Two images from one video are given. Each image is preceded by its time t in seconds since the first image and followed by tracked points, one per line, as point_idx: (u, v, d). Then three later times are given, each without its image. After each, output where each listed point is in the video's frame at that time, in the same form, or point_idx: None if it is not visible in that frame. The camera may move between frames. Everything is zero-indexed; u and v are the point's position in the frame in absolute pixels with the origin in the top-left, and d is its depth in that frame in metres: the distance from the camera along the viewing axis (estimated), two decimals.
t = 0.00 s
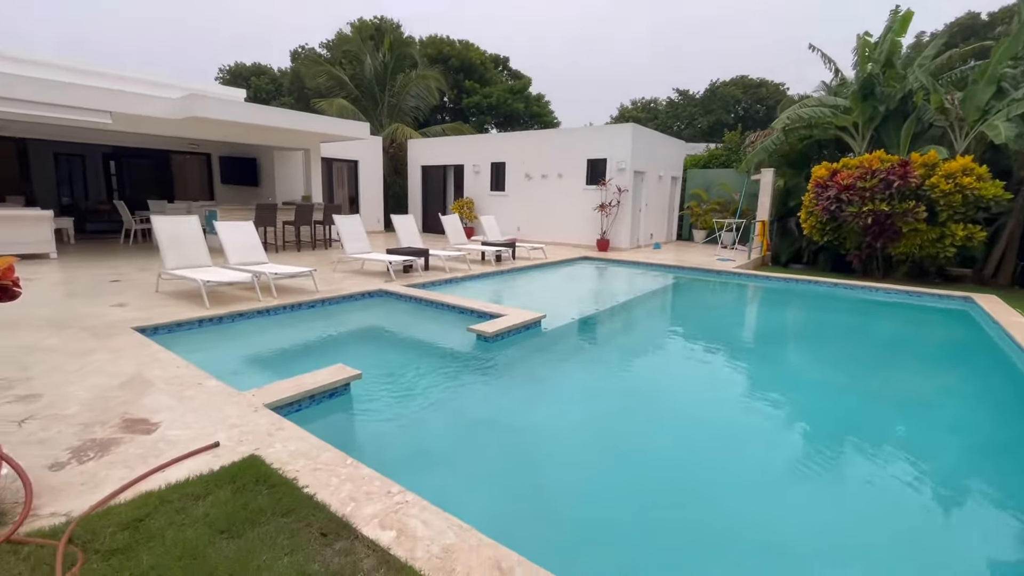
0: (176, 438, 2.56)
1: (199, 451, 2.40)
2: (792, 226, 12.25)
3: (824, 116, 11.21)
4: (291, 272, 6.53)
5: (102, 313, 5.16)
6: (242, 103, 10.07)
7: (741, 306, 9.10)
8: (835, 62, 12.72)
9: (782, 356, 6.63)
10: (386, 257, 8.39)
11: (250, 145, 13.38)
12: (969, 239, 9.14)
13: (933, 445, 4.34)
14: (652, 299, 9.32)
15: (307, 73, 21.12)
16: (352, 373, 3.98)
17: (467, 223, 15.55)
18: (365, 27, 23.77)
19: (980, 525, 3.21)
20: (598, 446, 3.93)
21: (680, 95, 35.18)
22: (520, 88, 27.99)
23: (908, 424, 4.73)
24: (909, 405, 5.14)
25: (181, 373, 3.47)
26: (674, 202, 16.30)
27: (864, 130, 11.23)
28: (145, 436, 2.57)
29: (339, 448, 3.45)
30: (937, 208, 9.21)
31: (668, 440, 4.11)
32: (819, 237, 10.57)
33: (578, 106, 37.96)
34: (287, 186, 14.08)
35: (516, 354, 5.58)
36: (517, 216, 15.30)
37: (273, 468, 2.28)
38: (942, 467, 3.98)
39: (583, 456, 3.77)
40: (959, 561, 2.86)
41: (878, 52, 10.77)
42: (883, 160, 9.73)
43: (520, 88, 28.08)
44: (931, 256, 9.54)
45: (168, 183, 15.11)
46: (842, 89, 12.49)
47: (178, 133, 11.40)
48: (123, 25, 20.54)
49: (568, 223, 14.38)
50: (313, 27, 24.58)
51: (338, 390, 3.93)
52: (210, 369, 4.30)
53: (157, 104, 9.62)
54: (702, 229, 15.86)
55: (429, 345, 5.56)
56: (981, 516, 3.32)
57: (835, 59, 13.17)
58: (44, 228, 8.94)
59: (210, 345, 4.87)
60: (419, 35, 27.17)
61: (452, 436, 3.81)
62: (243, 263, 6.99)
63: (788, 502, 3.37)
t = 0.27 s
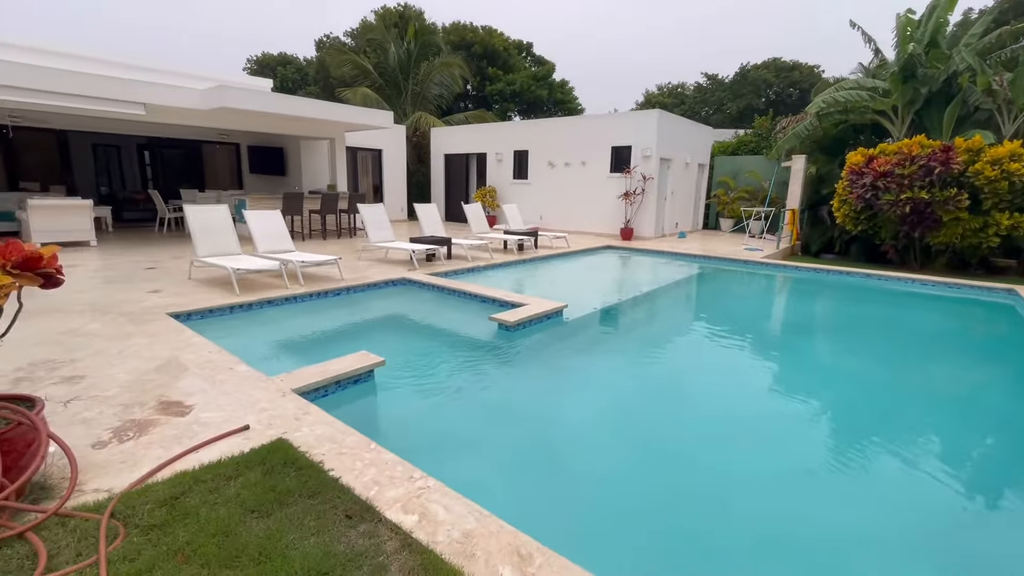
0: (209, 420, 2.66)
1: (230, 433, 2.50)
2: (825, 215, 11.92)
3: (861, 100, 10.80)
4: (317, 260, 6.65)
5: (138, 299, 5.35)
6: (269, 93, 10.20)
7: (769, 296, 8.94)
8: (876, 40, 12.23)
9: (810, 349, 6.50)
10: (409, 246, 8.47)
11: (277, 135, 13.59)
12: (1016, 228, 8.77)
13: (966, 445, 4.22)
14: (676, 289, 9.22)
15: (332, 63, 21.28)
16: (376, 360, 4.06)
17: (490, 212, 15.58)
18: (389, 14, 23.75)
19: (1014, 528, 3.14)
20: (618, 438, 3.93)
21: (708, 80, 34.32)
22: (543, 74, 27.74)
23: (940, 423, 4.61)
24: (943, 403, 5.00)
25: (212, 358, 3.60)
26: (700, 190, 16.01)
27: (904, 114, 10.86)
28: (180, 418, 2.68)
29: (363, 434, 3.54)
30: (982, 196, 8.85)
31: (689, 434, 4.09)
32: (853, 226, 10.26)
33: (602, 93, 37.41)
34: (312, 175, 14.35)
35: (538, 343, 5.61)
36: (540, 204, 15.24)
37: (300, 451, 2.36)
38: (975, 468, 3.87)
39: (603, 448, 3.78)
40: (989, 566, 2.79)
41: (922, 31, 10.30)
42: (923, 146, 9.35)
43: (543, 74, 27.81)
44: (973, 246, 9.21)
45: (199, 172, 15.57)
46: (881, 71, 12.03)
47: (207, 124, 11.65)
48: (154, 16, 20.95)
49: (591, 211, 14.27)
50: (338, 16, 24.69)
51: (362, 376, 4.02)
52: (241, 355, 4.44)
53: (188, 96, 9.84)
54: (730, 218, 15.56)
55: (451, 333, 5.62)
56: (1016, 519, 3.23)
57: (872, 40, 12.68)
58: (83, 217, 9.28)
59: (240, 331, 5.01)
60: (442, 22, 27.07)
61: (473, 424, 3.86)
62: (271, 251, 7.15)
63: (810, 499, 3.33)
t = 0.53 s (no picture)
0: (221, 414, 2.71)
1: (241, 429, 2.53)
2: (848, 209, 11.64)
3: (887, 90, 10.50)
4: (331, 254, 6.71)
5: (157, 293, 5.46)
6: (286, 88, 10.28)
7: (788, 293, 8.78)
8: (906, 28, 11.77)
9: (829, 348, 6.38)
10: (423, 240, 8.49)
11: (294, 129, 13.69)
12: None
13: (988, 449, 4.11)
14: (692, 285, 9.12)
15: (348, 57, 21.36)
16: (387, 355, 4.09)
17: (505, 206, 15.55)
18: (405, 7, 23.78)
19: None
20: (629, 437, 3.91)
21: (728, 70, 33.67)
22: (560, 66, 27.50)
23: (963, 426, 4.49)
24: (966, 406, 4.87)
25: (227, 351, 3.65)
26: (719, 183, 15.78)
27: (933, 104, 10.53)
28: (194, 412, 2.73)
29: (373, 429, 3.58)
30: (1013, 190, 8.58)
31: (701, 433, 4.06)
32: (877, 221, 10.03)
33: (619, 84, 36.97)
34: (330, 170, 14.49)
35: (549, 340, 5.59)
36: (555, 198, 15.16)
37: (309, 447, 2.39)
38: (997, 473, 3.76)
39: (612, 446, 3.76)
40: (1006, 575, 2.71)
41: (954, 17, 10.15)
42: (952, 138, 9.13)
43: (559, 66, 27.56)
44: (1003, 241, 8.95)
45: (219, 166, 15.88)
46: (911, 60, 11.64)
47: (225, 119, 11.78)
48: (175, 11, 21.22)
49: (606, 205, 14.15)
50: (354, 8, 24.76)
51: (372, 372, 4.05)
52: (256, 349, 4.52)
53: (207, 91, 9.97)
54: (749, 212, 15.29)
55: (463, 329, 5.64)
56: None
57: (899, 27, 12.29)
58: (106, 211, 9.47)
59: (255, 324, 5.09)
60: (458, 14, 27.00)
61: (483, 420, 3.88)
62: (287, 245, 7.24)
63: (822, 500, 3.28)
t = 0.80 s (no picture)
0: (221, 418, 2.73)
1: (239, 434, 2.55)
2: (860, 209, 11.48)
3: (901, 88, 10.33)
4: (336, 255, 6.74)
5: (165, 294, 5.52)
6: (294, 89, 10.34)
7: (797, 295, 8.69)
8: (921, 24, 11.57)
9: (837, 351, 6.31)
10: (429, 241, 8.51)
11: (303, 129, 13.77)
12: None
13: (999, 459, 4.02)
14: (699, 286, 9.05)
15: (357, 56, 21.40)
16: (388, 359, 4.10)
17: (512, 205, 15.54)
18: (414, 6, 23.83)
19: None
20: (630, 444, 3.88)
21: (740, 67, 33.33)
22: (569, 65, 27.44)
23: (973, 434, 4.40)
24: (978, 413, 4.78)
25: (230, 354, 3.69)
26: (728, 182, 15.65)
27: (948, 102, 10.36)
28: (195, 416, 2.76)
29: (374, 433, 3.61)
30: None
31: (703, 440, 4.02)
32: (889, 222, 9.89)
33: (629, 82, 36.75)
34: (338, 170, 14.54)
35: (552, 342, 5.58)
36: (563, 198, 15.11)
37: (305, 453, 2.41)
38: (1008, 485, 3.68)
39: (613, 453, 3.73)
40: None
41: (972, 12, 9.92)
42: (967, 137, 8.97)
43: (568, 65, 27.49)
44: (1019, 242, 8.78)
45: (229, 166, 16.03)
46: (927, 56, 11.48)
47: (235, 120, 11.87)
48: (188, 12, 21.44)
49: (614, 205, 14.09)
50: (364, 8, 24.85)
51: (373, 376, 4.06)
52: (259, 351, 4.55)
53: (217, 92, 10.06)
54: (759, 212, 15.15)
55: (467, 331, 5.65)
56: None
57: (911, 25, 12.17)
58: (118, 212, 9.60)
59: (260, 326, 5.14)
60: (467, 13, 27.00)
61: (484, 425, 3.88)
62: (294, 246, 7.29)
63: (822, 510, 3.26)
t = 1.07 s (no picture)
0: (215, 427, 2.74)
1: (232, 443, 2.56)
2: (863, 213, 11.42)
3: (904, 92, 10.28)
4: (335, 260, 6.74)
5: (165, 299, 5.54)
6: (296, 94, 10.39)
7: (799, 300, 8.65)
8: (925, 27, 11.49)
9: (839, 357, 6.26)
10: (428, 245, 8.52)
11: (305, 133, 13.83)
12: None
13: (1003, 467, 3.97)
14: (700, 291, 9.03)
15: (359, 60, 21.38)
16: (383, 367, 4.11)
17: (513, 209, 15.56)
18: (417, 10, 23.93)
19: None
20: (629, 451, 3.85)
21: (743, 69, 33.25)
22: (571, 68, 27.47)
23: (976, 442, 4.35)
24: (980, 420, 4.74)
25: (226, 361, 3.69)
26: (730, 186, 15.62)
27: (952, 106, 10.31)
28: (189, 424, 2.76)
29: (369, 440, 3.61)
30: None
31: (700, 446, 4.00)
32: (892, 226, 9.83)
33: (631, 85, 36.73)
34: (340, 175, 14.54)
35: (550, 348, 5.58)
36: (564, 201, 15.11)
37: (297, 463, 2.41)
38: (1012, 493, 3.63)
39: (610, 460, 3.71)
40: None
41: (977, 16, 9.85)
42: (970, 141, 8.93)
43: (570, 68, 27.53)
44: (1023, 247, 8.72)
45: (232, 170, 16.08)
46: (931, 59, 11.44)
47: (237, 124, 11.92)
48: (192, 16, 21.58)
49: (616, 208, 14.08)
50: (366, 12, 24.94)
51: (369, 383, 4.07)
52: (257, 356, 4.57)
53: (219, 97, 10.12)
54: (761, 215, 15.11)
55: (465, 337, 5.65)
56: None
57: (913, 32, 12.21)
58: (120, 215, 9.64)
59: (258, 332, 5.15)
60: (470, 16, 27.07)
61: (481, 432, 3.86)
62: (294, 251, 7.31)
63: (819, 518, 3.23)
